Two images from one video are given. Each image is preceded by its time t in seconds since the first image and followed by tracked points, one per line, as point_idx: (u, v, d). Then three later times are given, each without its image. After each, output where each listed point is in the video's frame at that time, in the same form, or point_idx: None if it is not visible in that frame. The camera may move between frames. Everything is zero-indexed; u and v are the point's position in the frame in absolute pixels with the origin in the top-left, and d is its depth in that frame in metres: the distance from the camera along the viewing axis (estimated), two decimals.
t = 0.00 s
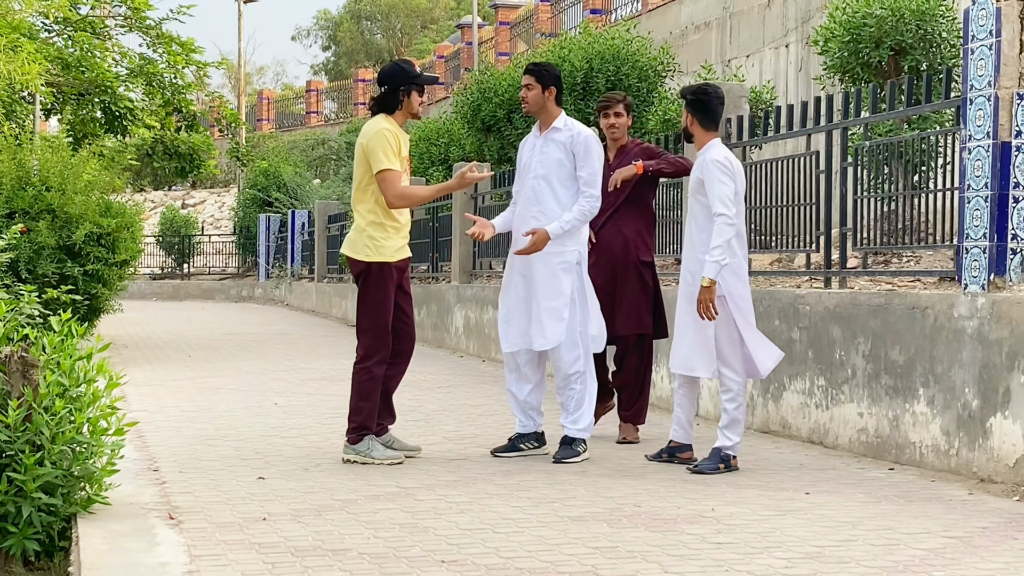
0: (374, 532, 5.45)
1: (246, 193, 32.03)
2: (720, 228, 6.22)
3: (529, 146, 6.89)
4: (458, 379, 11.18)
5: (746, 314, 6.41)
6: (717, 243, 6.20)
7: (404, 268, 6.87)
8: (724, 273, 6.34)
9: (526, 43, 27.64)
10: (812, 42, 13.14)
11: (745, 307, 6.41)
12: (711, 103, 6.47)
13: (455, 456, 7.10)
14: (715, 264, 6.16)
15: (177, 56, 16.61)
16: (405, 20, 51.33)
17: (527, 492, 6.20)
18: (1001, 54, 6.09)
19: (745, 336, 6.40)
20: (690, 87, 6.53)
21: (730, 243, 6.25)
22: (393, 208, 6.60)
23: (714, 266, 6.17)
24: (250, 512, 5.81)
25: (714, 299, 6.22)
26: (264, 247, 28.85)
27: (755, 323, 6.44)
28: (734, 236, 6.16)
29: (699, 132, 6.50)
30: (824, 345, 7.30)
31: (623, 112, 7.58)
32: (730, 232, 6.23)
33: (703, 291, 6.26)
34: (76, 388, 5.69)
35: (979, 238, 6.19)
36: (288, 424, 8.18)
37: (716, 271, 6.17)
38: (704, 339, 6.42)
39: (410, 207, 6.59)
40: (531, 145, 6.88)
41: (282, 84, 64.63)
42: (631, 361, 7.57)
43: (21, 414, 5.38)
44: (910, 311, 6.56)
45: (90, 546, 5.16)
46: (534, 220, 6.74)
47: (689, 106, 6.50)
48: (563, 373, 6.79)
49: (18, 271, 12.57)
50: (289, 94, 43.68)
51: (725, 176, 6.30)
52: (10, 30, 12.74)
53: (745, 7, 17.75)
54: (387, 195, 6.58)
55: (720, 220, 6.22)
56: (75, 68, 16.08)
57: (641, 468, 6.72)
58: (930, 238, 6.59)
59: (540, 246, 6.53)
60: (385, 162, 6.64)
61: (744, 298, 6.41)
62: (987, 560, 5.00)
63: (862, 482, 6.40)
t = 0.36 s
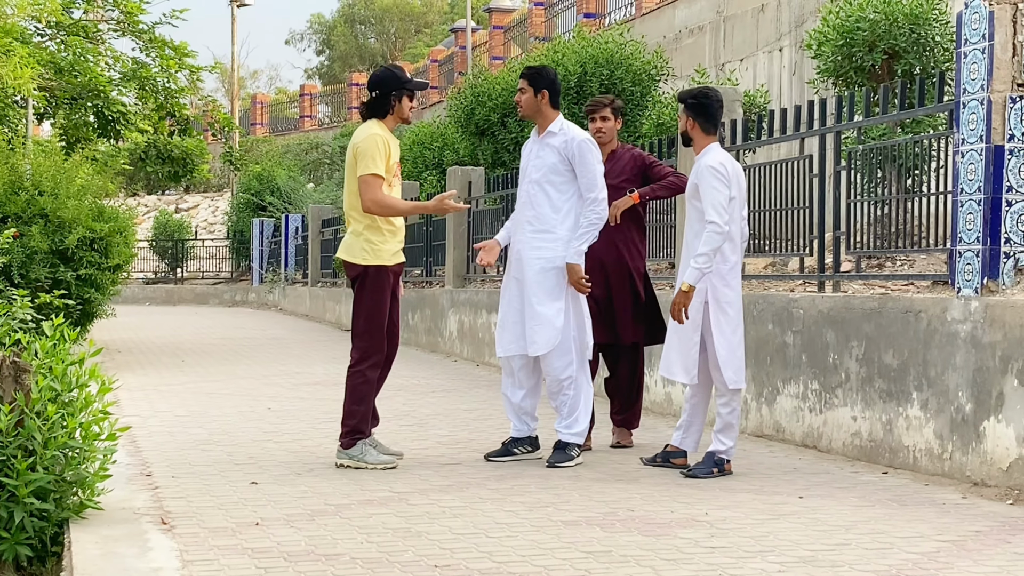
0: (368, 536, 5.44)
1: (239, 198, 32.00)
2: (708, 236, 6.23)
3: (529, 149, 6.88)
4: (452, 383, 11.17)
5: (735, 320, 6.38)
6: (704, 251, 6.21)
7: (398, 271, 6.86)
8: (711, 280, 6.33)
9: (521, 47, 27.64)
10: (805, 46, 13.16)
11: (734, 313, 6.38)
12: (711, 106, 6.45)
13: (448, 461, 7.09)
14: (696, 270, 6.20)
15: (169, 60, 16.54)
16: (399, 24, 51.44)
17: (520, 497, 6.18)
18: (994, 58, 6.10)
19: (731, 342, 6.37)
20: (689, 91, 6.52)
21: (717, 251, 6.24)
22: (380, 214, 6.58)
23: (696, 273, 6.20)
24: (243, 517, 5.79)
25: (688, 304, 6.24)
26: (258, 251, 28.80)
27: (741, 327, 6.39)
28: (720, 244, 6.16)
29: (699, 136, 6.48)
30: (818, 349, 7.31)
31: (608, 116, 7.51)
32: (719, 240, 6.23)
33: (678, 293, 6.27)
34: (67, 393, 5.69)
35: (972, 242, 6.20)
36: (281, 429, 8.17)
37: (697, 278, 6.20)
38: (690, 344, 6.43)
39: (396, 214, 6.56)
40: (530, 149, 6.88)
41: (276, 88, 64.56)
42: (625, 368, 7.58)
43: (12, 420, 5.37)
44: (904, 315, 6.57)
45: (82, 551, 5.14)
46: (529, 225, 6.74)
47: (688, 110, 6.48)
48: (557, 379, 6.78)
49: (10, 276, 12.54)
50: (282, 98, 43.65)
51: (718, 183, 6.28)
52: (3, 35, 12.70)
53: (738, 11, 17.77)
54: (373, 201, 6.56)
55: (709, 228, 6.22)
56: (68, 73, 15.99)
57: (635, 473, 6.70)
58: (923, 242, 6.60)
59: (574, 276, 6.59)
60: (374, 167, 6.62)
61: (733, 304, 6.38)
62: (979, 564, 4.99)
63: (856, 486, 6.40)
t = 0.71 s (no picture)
0: (362, 545, 5.35)
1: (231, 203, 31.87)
2: (717, 243, 6.13)
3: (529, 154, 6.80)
4: (448, 390, 11.08)
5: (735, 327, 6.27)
6: (713, 258, 6.11)
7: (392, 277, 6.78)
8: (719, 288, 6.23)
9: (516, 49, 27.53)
10: (805, 49, 13.07)
11: (733, 319, 6.27)
12: (721, 109, 6.33)
13: (443, 469, 6.99)
14: (704, 278, 6.09)
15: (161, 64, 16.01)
16: (394, 27, 51.45)
17: (517, 506, 6.09)
18: (996, 60, 6.04)
19: (732, 349, 6.27)
20: (697, 94, 6.34)
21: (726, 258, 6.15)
22: (368, 220, 6.50)
23: (705, 281, 6.09)
24: (236, 526, 5.70)
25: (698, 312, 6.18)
26: (251, 257, 28.69)
27: (738, 334, 6.28)
28: (729, 252, 6.06)
29: (709, 140, 6.35)
30: (818, 355, 7.23)
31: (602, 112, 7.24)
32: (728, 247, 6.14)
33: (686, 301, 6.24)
34: (57, 401, 5.59)
35: (974, 246, 6.13)
36: (274, 436, 8.07)
37: (705, 285, 6.11)
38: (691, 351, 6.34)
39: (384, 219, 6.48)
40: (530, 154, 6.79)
41: (270, 92, 64.41)
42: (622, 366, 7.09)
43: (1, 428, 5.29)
44: (905, 321, 6.49)
45: (71, 561, 5.05)
46: (527, 231, 6.67)
47: (698, 112, 6.34)
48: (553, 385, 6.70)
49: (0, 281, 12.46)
50: (276, 102, 43.54)
51: (728, 189, 6.19)
52: None
53: (738, 13, 17.72)
54: (362, 206, 6.49)
55: (719, 235, 6.12)
56: (58, 75, 15.39)
57: (632, 482, 6.61)
58: (924, 246, 6.52)
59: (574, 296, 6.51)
60: (361, 172, 6.55)
61: (733, 311, 6.27)
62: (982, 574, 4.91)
63: (856, 494, 6.31)
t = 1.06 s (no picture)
0: (357, 560, 5.17)
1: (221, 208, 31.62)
2: (736, 252, 5.98)
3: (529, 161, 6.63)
4: (444, 400, 10.90)
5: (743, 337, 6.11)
6: (736, 269, 5.97)
7: (383, 281, 6.62)
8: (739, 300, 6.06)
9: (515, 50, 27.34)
10: (811, 50, 12.90)
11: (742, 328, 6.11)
12: (726, 111, 6.17)
13: (440, 482, 6.81)
14: (735, 292, 5.95)
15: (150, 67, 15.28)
16: (389, 27, 50.97)
17: (516, 519, 5.92)
18: (1007, 62, 5.88)
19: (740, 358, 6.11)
20: (701, 97, 6.20)
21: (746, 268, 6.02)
22: (352, 222, 6.36)
23: (735, 294, 5.96)
24: (227, 540, 5.52)
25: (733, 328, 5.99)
26: (242, 263, 28.50)
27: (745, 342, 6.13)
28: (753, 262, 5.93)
29: (714, 143, 6.19)
30: (825, 364, 7.06)
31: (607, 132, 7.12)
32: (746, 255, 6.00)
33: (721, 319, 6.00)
34: (43, 412, 5.46)
35: (985, 252, 5.96)
36: (267, 447, 7.89)
37: (736, 299, 5.96)
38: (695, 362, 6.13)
39: (368, 223, 6.34)
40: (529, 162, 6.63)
41: (264, 97, 64.27)
42: (619, 398, 6.63)
43: None
44: (914, 329, 6.32)
45: None
46: (529, 240, 6.51)
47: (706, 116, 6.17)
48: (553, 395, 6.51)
49: None
50: (267, 104, 43.27)
51: (743, 196, 6.05)
52: None
53: (743, 13, 17.59)
54: (347, 209, 6.35)
55: (737, 244, 5.97)
56: (45, 78, 14.67)
57: (634, 495, 6.43)
58: (933, 252, 6.37)
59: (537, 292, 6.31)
60: (347, 175, 6.41)
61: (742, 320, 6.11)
62: None
63: (865, 508, 6.13)
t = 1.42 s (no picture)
0: None
1: (213, 211, 31.32)
2: (726, 256, 5.78)
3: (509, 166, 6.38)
4: (442, 410, 10.67)
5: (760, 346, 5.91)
6: (723, 272, 5.77)
7: (380, 286, 6.41)
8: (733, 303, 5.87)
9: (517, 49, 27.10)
10: (822, 48, 12.68)
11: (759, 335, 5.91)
12: (740, 114, 5.94)
13: (439, 495, 6.58)
14: (715, 295, 5.77)
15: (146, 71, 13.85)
16: (385, 25, 49.89)
17: (517, 534, 5.69)
18: None
19: (755, 367, 5.89)
20: (716, 96, 5.97)
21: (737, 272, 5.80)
22: (344, 227, 6.15)
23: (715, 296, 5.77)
24: (218, 556, 5.28)
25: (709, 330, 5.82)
26: (234, 268, 28.25)
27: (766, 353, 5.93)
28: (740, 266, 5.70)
29: (727, 146, 5.98)
30: (837, 374, 6.85)
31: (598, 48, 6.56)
32: (737, 260, 5.77)
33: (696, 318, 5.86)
34: (29, 423, 5.14)
35: (1003, 258, 5.75)
36: (259, 459, 7.67)
37: (715, 301, 5.79)
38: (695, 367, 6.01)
39: (360, 227, 6.12)
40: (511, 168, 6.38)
41: (258, 100, 63.99)
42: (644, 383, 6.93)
43: None
44: (930, 337, 6.10)
45: None
46: (531, 246, 6.25)
47: (719, 116, 5.95)
48: (560, 403, 6.30)
49: None
50: (259, 105, 42.95)
51: (744, 199, 5.82)
52: None
53: (751, 11, 17.38)
54: (339, 213, 6.15)
55: (729, 248, 5.77)
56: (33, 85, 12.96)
57: (641, 509, 6.21)
58: (949, 257, 6.16)
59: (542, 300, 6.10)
60: (340, 177, 6.20)
61: (759, 329, 5.91)
62: None
63: (879, 522, 5.90)
